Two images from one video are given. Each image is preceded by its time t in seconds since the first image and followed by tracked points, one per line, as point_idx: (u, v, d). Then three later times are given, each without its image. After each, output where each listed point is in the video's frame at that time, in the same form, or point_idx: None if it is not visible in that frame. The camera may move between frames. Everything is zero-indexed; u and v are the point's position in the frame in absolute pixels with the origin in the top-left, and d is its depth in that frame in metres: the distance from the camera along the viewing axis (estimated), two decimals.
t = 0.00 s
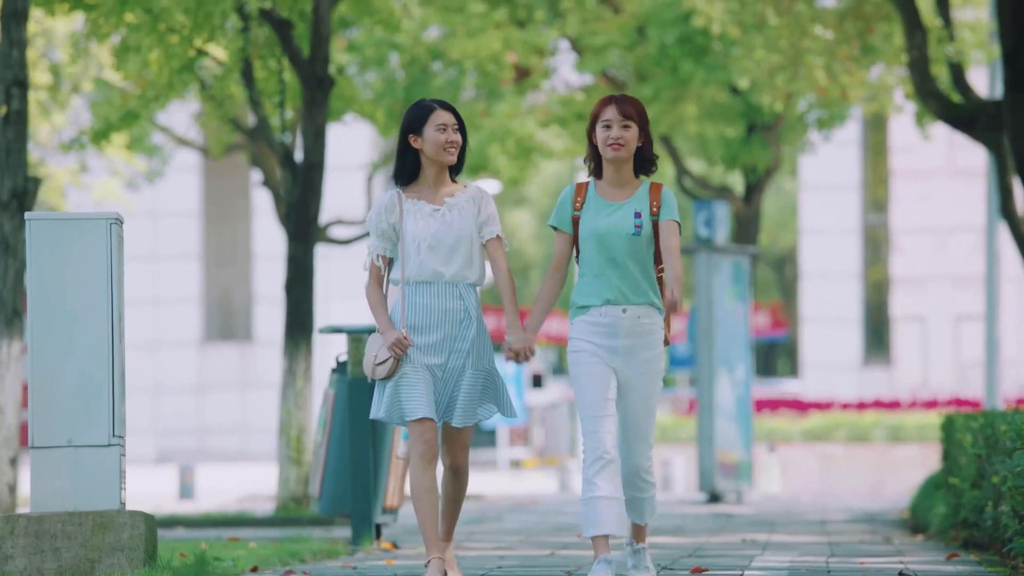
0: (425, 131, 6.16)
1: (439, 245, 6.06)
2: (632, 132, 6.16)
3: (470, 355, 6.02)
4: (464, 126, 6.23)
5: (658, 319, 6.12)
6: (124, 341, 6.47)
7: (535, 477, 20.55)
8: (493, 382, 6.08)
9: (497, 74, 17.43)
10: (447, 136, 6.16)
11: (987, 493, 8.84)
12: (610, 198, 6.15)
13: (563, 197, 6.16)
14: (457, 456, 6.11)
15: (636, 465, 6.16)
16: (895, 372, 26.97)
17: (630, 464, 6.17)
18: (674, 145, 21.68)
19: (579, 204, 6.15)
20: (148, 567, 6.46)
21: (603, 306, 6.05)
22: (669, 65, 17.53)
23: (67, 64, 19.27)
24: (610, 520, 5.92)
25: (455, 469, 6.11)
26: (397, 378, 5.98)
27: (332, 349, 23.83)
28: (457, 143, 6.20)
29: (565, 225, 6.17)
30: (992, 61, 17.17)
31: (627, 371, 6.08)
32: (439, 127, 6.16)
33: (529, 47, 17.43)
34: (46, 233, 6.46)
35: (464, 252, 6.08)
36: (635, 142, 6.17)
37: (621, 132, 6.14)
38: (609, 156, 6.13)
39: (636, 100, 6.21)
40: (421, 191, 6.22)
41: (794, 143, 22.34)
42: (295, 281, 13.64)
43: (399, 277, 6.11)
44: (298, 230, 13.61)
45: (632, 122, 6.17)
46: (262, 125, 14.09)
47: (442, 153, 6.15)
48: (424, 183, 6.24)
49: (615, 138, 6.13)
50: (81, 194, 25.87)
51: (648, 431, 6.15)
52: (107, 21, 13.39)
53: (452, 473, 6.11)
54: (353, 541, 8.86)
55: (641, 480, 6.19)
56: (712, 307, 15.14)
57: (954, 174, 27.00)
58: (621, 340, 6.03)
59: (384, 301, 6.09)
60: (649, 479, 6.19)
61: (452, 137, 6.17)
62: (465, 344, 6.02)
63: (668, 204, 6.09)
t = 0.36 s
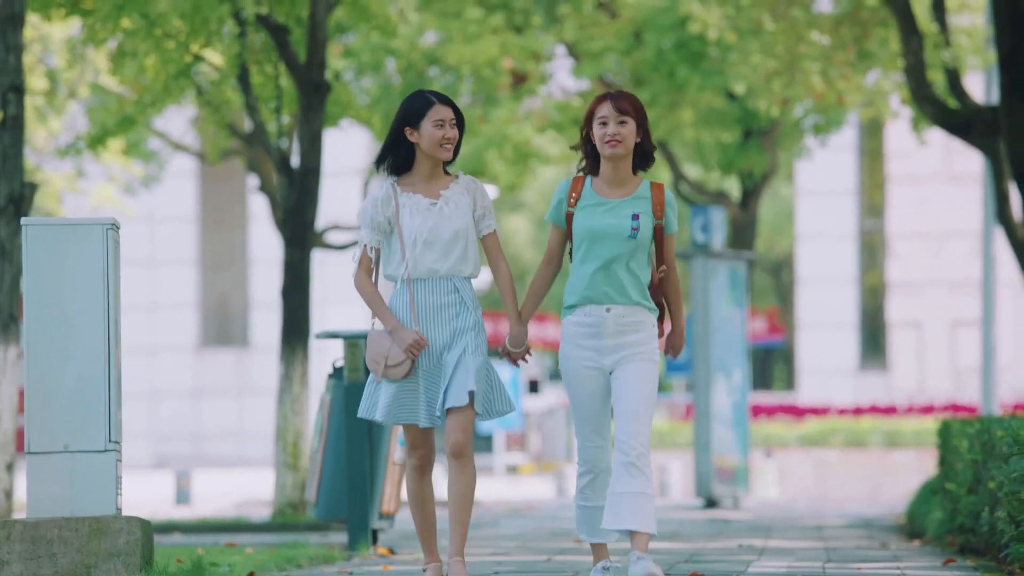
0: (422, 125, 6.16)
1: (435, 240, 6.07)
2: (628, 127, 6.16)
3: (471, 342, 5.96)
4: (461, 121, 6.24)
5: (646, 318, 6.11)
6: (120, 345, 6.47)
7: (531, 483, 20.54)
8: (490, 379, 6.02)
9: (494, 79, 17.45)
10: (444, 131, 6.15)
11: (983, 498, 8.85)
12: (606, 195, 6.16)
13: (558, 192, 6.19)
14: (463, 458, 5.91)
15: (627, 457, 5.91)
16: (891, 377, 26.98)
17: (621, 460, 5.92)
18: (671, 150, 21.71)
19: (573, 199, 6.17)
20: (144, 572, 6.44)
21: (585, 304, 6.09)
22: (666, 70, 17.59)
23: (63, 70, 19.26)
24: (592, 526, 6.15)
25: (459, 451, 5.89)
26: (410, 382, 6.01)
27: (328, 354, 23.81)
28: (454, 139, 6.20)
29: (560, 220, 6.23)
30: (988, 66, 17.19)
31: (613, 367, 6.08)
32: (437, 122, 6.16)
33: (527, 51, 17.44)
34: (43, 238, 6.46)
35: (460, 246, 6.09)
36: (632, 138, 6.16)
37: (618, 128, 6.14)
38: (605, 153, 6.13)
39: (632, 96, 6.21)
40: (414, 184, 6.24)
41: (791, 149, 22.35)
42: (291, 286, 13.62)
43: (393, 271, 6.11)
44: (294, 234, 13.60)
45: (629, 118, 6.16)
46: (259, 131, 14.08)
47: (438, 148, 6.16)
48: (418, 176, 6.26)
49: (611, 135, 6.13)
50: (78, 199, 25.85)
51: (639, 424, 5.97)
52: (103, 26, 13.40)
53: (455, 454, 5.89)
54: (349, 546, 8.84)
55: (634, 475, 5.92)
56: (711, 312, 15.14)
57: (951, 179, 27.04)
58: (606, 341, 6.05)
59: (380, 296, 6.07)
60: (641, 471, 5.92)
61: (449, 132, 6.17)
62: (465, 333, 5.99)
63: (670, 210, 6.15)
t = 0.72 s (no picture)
0: (429, 121, 6.15)
1: (434, 236, 6.07)
2: (630, 121, 6.16)
3: (471, 345, 6.00)
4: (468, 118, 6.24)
5: (658, 308, 6.11)
6: (117, 346, 6.47)
7: (528, 484, 20.53)
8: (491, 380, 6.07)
9: (491, 81, 17.47)
10: (452, 127, 6.15)
11: (981, 500, 8.85)
12: (615, 185, 6.17)
13: (567, 181, 6.22)
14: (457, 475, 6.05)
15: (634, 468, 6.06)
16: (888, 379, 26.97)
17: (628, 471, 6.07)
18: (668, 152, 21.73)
19: (582, 189, 6.20)
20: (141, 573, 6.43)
21: (596, 296, 6.11)
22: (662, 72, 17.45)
23: (59, 72, 19.24)
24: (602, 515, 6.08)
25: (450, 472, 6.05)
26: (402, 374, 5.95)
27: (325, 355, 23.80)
28: (461, 135, 6.21)
29: (569, 211, 6.23)
30: (986, 67, 17.18)
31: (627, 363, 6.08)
32: (444, 118, 6.16)
33: (524, 52, 17.44)
34: (39, 240, 6.45)
35: (460, 244, 6.09)
36: (634, 131, 6.16)
37: (617, 121, 6.15)
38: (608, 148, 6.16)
39: (634, 87, 6.19)
40: (418, 180, 6.24)
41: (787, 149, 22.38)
42: (288, 288, 13.61)
43: (392, 269, 6.12)
44: (291, 236, 13.58)
45: (629, 111, 6.16)
46: (256, 133, 14.07)
47: (445, 145, 6.15)
48: (423, 172, 6.26)
49: (611, 129, 6.15)
50: (74, 201, 25.84)
51: (648, 430, 6.09)
52: (99, 28, 13.42)
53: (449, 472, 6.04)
54: (346, 547, 8.93)
55: (640, 489, 6.08)
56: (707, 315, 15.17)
57: (948, 181, 27.09)
58: (618, 332, 6.06)
59: (377, 291, 6.08)
60: (646, 487, 6.07)
61: (456, 129, 6.17)
62: (462, 334, 6.00)
63: (676, 200, 6.09)
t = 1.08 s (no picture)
0: (407, 129, 6.14)
1: (424, 245, 6.06)
2: (598, 124, 6.12)
3: (457, 360, 6.02)
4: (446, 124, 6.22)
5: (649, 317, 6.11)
6: (111, 348, 6.44)
7: (523, 486, 20.51)
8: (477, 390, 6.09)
9: (486, 83, 17.59)
10: (430, 134, 6.14)
11: (976, 502, 8.85)
12: (601, 191, 6.17)
13: (554, 190, 6.19)
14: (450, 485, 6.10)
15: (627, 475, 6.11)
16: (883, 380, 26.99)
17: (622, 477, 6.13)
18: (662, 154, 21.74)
19: (570, 196, 6.18)
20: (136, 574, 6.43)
21: (591, 302, 6.06)
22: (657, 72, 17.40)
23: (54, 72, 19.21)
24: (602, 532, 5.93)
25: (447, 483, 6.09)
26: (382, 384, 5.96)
27: (321, 357, 23.78)
28: (441, 142, 6.19)
29: (556, 220, 6.20)
30: (981, 69, 17.20)
31: (615, 372, 6.06)
32: (422, 125, 6.15)
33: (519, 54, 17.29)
34: (35, 243, 6.43)
35: (449, 252, 6.08)
36: (604, 134, 6.12)
37: (587, 124, 6.14)
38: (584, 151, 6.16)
39: (608, 90, 6.16)
40: (402, 191, 6.20)
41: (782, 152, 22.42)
42: (283, 288, 13.59)
43: (380, 280, 6.11)
44: (286, 238, 13.57)
45: (599, 114, 6.13)
46: (251, 134, 14.05)
47: (424, 151, 6.13)
48: (405, 182, 6.23)
49: (581, 130, 6.14)
50: (69, 202, 25.81)
51: (639, 439, 6.10)
52: (95, 29, 13.41)
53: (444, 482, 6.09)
54: (341, 549, 8.90)
55: (632, 492, 6.14)
56: (701, 318, 15.18)
57: (943, 183, 27.12)
58: (611, 340, 6.03)
59: (367, 305, 6.08)
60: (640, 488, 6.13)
61: (435, 135, 6.16)
62: (450, 349, 6.02)
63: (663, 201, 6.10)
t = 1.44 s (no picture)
0: (407, 122, 6.04)
1: (419, 238, 6.04)
2: (587, 126, 6.01)
3: (454, 348, 5.94)
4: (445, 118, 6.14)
5: (640, 321, 5.99)
6: (110, 351, 6.41)
7: (522, 490, 20.50)
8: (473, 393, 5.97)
9: (485, 87, 17.57)
10: (430, 128, 6.06)
11: (975, 506, 8.83)
12: (595, 191, 6.04)
13: (547, 186, 6.09)
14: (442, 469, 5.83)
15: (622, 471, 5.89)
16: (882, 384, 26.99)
17: (617, 472, 5.91)
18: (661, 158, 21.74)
19: (563, 193, 6.08)
20: None
21: (576, 307, 5.97)
22: (657, 78, 17.50)
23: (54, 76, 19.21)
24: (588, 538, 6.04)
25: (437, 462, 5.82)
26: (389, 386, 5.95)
27: (320, 361, 23.78)
28: (440, 136, 6.10)
29: (547, 216, 6.12)
30: (980, 73, 17.19)
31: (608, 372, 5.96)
32: (423, 119, 6.05)
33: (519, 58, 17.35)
34: (34, 246, 6.40)
35: (444, 248, 6.06)
36: (592, 137, 6.01)
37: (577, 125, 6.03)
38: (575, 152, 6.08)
39: (596, 90, 6.03)
40: (396, 180, 6.15)
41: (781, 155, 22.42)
42: (282, 292, 13.58)
43: (372, 272, 6.04)
44: (286, 242, 13.60)
45: (589, 116, 6.02)
46: (250, 139, 14.03)
47: (424, 146, 6.06)
48: (402, 171, 6.18)
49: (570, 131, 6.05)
50: (69, 206, 25.83)
51: (635, 434, 5.91)
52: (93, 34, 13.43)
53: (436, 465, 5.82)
54: (340, 553, 8.90)
55: (630, 491, 5.90)
56: (700, 321, 15.16)
57: (941, 187, 27.14)
58: (598, 343, 5.94)
59: (359, 297, 6.00)
60: (637, 484, 5.89)
61: (435, 129, 6.07)
62: (446, 338, 5.97)
63: (662, 208, 6.02)
